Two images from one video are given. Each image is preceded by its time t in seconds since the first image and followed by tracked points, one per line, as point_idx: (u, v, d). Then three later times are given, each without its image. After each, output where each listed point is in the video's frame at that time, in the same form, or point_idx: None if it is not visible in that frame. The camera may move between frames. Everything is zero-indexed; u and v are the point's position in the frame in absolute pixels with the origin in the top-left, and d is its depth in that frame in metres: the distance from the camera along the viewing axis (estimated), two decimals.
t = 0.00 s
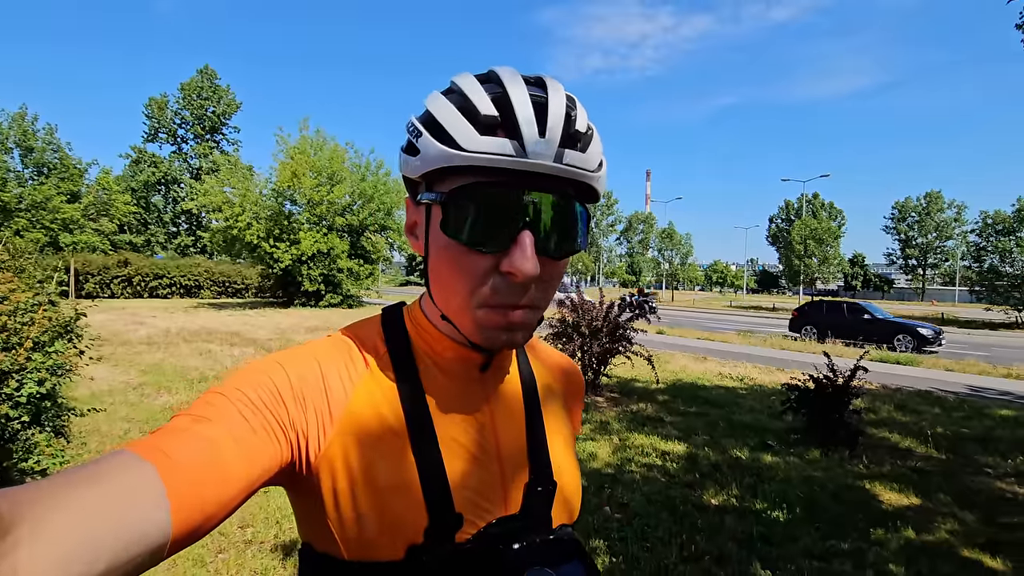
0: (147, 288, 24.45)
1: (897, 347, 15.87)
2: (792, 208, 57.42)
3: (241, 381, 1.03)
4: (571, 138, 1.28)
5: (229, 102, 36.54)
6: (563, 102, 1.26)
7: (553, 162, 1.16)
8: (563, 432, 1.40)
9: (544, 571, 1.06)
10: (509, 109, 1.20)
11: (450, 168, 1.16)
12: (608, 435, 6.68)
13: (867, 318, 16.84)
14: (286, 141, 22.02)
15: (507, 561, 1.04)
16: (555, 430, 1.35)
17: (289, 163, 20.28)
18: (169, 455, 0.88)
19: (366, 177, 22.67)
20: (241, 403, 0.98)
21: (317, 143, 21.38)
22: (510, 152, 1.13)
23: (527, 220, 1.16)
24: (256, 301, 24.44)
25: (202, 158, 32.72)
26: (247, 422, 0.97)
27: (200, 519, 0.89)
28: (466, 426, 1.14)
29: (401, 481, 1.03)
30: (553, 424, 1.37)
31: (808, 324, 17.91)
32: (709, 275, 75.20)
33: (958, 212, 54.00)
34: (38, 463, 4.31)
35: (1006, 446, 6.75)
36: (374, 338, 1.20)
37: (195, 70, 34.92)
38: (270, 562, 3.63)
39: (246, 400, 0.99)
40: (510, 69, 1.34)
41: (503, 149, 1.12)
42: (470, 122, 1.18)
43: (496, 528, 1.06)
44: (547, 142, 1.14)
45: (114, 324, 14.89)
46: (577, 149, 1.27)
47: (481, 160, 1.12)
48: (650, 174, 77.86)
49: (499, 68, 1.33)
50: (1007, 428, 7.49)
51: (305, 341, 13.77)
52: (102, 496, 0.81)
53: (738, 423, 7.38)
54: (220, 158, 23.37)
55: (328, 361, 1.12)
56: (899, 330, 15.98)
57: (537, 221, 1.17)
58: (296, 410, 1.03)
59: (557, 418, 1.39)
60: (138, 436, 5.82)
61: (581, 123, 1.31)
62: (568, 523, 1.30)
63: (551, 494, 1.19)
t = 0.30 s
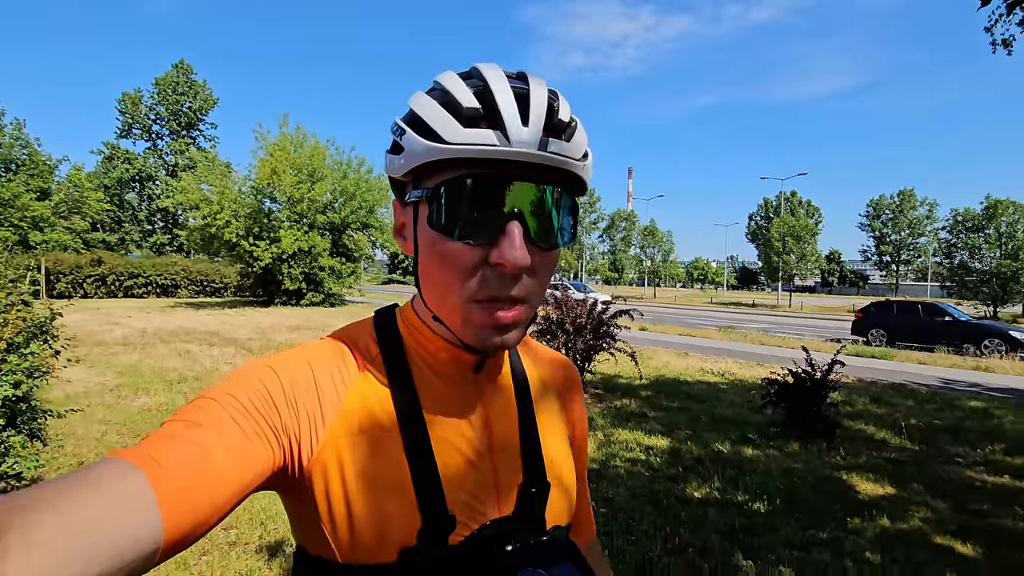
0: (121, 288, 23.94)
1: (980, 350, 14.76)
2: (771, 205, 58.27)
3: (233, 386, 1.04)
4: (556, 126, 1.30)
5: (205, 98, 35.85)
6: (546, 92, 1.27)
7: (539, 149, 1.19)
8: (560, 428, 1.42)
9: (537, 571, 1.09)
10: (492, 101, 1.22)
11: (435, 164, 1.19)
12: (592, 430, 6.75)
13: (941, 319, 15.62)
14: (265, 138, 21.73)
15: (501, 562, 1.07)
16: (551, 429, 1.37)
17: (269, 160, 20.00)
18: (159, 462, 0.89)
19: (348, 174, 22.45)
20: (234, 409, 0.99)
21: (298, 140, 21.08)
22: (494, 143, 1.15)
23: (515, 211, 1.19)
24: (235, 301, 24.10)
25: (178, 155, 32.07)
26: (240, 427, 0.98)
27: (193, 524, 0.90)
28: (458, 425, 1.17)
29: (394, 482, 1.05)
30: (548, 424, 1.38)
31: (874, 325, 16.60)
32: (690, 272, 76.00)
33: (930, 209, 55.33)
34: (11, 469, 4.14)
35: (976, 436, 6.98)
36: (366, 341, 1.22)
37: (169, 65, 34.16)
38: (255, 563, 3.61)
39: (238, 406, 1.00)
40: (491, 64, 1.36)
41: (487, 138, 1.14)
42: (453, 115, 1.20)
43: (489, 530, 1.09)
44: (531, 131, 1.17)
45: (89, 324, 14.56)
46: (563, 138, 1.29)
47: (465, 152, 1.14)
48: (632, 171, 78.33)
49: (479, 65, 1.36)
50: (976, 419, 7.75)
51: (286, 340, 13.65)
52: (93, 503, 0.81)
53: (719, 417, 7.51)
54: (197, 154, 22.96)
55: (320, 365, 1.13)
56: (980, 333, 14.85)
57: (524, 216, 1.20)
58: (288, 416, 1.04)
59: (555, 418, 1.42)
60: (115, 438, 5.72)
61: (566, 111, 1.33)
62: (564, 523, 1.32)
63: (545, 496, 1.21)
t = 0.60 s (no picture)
0: (86, 288, 23.27)
1: None
2: (744, 201, 59.29)
3: (237, 380, 1.03)
4: (560, 119, 1.35)
5: (172, 91, 34.89)
6: (551, 85, 1.33)
7: (543, 141, 1.23)
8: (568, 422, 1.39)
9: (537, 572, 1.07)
10: (498, 96, 1.26)
11: (440, 155, 1.22)
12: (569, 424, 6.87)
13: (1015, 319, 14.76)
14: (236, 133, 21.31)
15: (505, 563, 1.05)
16: (557, 421, 1.36)
17: (240, 156, 19.63)
18: (163, 455, 0.88)
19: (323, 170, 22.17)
20: (238, 402, 0.98)
21: (270, 135, 20.70)
22: (500, 135, 1.19)
23: (515, 204, 1.20)
24: (207, 300, 23.65)
25: (144, 150, 31.18)
26: (244, 421, 0.96)
27: (198, 518, 0.89)
28: (463, 419, 1.15)
29: (400, 476, 1.04)
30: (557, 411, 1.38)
31: (946, 325, 15.55)
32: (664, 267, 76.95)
33: (895, 205, 57.01)
34: None
35: (934, 422, 7.31)
36: (371, 336, 1.21)
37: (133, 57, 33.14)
38: (233, 562, 3.59)
39: (242, 400, 0.99)
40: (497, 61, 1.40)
41: (493, 131, 1.18)
42: (460, 110, 1.25)
43: (498, 523, 1.08)
44: (535, 122, 1.21)
45: (52, 326, 14.13)
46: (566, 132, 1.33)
47: (473, 143, 1.18)
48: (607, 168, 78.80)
49: (486, 60, 1.39)
50: (935, 406, 8.10)
51: (260, 339, 13.49)
52: (96, 499, 0.80)
53: (693, 409, 7.70)
54: (164, 150, 22.41)
55: (324, 358, 1.12)
56: None
57: (527, 207, 1.22)
58: (292, 409, 1.03)
59: (563, 410, 1.40)
60: (83, 441, 5.61)
61: (568, 106, 1.38)
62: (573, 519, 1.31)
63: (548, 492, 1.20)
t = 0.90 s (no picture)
0: (44, 290, 22.51)
1: None
2: (716, 199, 60.29)
3: (272, 369, 1.05)
4: (597, 113, 1.34)
5: (133, 86, 33.83)
6: (584, 79, 1.33)
7: (576, 132, 1.22)
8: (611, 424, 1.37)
9: None
10: (531, 88, 1.27)
11: (478, 147, 1.25)
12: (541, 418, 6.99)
13: None
14: (203, 129, 20.86)
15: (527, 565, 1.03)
16: (595, 428, 1.30)
17: (206, 153, 19.21)
18: (196, 440, 0.90)
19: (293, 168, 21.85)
20: (270, 391, 1.00)
21: (238, 132, 20.31)
22: (532, 124, 1.20)
23: (549, 195, 1.20)
24: (173, 301, 23.13)
25: (104, 147, 30.18)
26: (278, 410, 0.99)
27: (227, 505, 0.91)
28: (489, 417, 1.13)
29: (425, 473, 1.03)
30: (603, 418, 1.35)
31: None
32: (638, 264, 77.93)
33: (860, 203, 58.66)
34: None
35: (890, 409, 7.66)
36: (408, 328, 1.21)
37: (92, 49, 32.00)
38: (206, 560, 3.57)
39: (276, 390, 1.01)
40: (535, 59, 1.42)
41: (526, 120, 1.19)
42: (494, 101, 1.26)
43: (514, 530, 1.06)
44: (568, 115, 1.21)
45: (9, 330, 13.67)
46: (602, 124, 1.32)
47: (506, 131, 1.19)
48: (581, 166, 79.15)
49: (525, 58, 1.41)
50: (891, 395, 8.48)
51: (229, 340, 13.29)
52: (131, 477, 0.82)
53: (663, 402, 7.91)
54: (127, 147, 21.81)
55: (358, 350, 1.13)
56: None
57: (562, 203, 1.22)
58: (323, 399, 1.04)
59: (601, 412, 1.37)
60: (47, 445, 5.50)
61: (604, 99, 1.38)
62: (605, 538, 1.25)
63: (577, 503, 1.16)
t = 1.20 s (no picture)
0: (7, 292, 21.85)
1: None
2: (693, 198, 61.06)
3: (286, 366, 1.02)
4: (580, 101, 1.25)
5: (101, 81, 32.97)
6: (567, 68, 1.26)
7: (546, 121, 1.15)
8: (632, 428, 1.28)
9: None
10: (509, 83, 1.25)
11: (468, 142, 1.24)
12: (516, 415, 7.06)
13: None
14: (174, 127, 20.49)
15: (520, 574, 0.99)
16: (615, 438, 1.21)
17: (178, 151, 18.87)
18: (211, 438, 0.88)
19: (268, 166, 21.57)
20: (284, 389, 0.97)
21: (211, 130, 19.99)
22: (499, 116, 1.16)
23: (527, 186, 1.14)
24: (144, 302, 22.67)
25: (70, 144, 29.37)
26: (292, 409, 0.96)
27: (239, 505, 0.89)
28: (499, 416, 1.08)
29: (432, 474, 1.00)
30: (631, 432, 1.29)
31: None
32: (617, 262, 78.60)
33: (833, 202, 60.02)
34: None
35: (854, 401, 7.92)
36: (422, 327, 1.18)
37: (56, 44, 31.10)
38: (178, 560, 3.54)
39: (290, 388, 0.98)
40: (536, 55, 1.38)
41: (495, 113, 1.17)
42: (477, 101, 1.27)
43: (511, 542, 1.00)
44: (536, 102, 1.14)
45: None
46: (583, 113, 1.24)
47: (479, 125, 1.18)
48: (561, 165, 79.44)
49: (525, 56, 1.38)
50: (855, 388, 8.77)
51: (202, 341, 13.11)
52: (144, 479, 0.80)
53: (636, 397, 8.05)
54: (93, 144, 21.27)
55: (371, 350, 1.10)
56: None
57: (540, 194, 1.14)
58: (336, 398, 1.01)
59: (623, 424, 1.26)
60: (10, 449, 5.39)
61: (594, 86, 1.28)
62: (619, 554, 1.15)
63: (585, 514, 1.07)
